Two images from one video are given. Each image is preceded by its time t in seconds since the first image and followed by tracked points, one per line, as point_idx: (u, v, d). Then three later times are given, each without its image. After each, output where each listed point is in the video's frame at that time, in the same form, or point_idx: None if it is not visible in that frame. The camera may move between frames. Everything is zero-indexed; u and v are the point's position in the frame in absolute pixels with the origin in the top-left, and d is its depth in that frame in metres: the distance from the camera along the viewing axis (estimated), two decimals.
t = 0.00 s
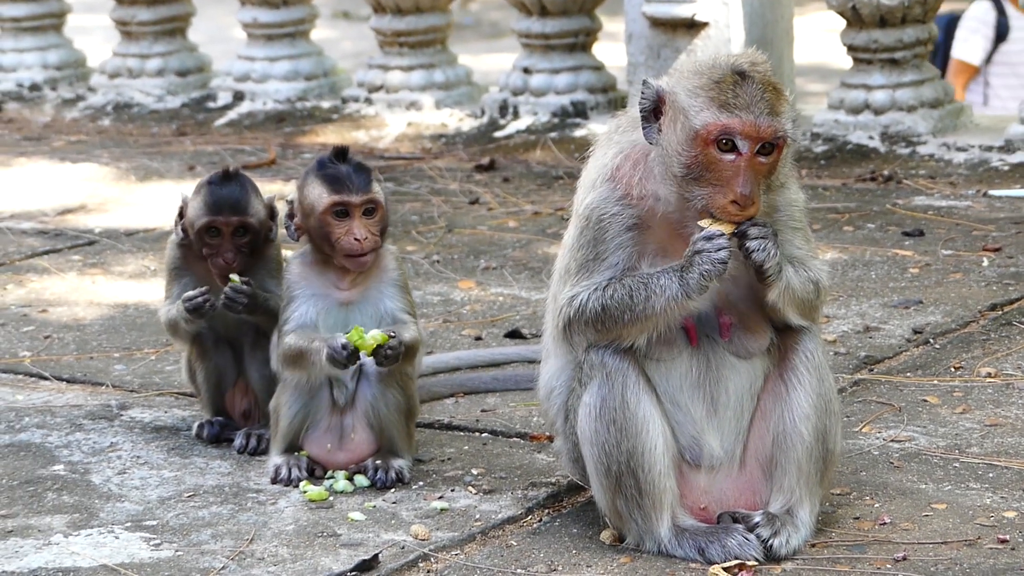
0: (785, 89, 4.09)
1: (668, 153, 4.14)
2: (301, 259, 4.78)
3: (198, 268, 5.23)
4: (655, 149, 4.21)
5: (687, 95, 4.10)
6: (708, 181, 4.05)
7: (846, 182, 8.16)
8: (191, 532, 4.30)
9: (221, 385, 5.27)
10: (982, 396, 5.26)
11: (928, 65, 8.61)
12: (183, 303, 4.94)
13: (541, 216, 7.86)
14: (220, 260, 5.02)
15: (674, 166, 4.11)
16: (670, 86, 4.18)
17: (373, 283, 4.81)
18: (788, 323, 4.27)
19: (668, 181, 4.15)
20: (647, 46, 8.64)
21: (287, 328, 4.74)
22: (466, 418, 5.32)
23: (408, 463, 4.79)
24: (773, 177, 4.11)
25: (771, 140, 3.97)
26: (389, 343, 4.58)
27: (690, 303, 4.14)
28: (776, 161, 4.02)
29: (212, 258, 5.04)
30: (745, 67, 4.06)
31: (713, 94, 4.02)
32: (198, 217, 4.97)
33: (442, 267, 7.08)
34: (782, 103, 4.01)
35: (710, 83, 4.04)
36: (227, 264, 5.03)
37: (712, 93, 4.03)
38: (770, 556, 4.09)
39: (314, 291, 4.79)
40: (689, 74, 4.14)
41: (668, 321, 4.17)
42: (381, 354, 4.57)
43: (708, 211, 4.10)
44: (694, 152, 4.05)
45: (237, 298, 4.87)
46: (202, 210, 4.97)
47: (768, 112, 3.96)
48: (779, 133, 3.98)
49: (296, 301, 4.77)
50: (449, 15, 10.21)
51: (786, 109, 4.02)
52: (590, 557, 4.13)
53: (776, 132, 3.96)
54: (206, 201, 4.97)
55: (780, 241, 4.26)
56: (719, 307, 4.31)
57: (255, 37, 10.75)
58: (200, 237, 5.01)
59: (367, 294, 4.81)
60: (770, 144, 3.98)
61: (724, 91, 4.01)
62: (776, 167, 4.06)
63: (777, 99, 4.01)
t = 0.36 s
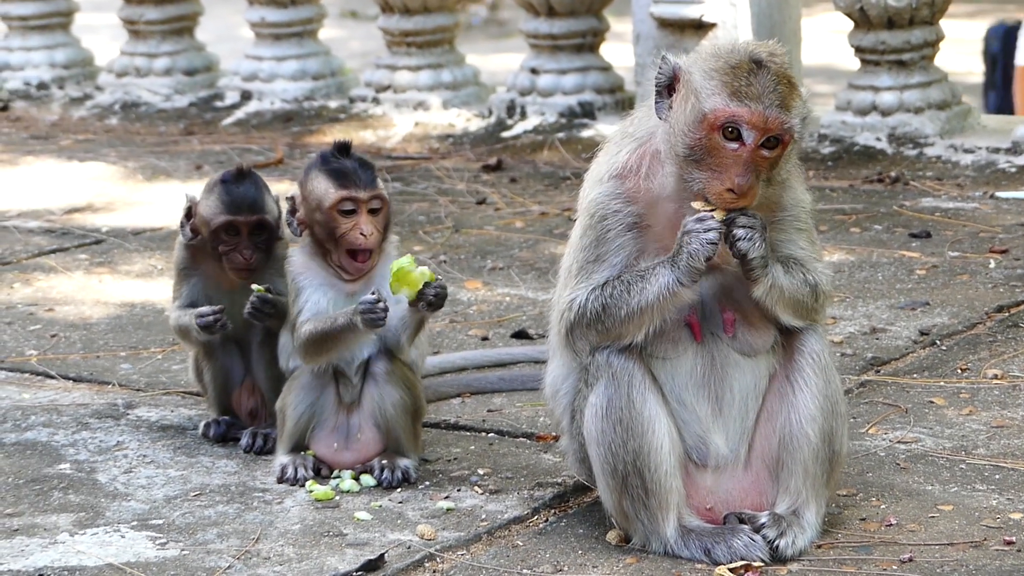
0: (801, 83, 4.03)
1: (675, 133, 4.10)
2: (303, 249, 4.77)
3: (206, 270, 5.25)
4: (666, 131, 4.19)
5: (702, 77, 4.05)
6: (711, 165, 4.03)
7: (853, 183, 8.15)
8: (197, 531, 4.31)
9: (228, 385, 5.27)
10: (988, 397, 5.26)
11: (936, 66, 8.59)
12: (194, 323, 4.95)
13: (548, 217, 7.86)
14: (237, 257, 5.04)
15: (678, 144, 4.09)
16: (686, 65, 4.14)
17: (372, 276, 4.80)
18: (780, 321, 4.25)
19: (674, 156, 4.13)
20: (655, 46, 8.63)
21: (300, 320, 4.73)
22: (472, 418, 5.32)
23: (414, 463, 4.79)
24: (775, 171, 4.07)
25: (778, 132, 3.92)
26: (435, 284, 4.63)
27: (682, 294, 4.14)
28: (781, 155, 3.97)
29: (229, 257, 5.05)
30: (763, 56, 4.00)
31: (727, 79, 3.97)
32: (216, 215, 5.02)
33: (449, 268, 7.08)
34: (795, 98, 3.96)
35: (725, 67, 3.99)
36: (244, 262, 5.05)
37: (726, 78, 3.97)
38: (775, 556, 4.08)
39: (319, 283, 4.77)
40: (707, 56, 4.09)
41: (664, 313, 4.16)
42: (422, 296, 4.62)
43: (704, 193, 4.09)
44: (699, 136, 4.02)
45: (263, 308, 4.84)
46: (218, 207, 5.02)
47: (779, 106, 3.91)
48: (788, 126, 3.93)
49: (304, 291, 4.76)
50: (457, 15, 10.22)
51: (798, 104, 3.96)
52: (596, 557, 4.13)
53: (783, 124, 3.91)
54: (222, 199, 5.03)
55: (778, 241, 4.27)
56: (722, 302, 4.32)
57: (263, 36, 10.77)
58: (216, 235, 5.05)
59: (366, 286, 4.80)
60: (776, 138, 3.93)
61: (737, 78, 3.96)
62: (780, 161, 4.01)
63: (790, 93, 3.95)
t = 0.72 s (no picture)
0: (792, 81, 4.05)
1: (664, 125, 4.11)
2: (306, 250, 4.79)
3: (203, 269, 5.25)
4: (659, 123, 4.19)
5: (694, 71, 4.06)
6: (697, 158, 4.03)
7: (854, 188, 8.15)
8: (196, 534, 4.31)
9: (228, 387, 5.28)
10: (987, 403, 5.26)
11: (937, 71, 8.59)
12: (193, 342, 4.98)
13: (549, 220, 7.87)
14: (235, 248, 5.04)
15: (667, 137, 4.09)
16: (681, 60, 4.16)
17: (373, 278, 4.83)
18: (781, 319, 4.26)
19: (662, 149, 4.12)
20: (657, 50, 8.63)
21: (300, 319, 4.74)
22: (472, 422, 5.32)
23: (414, 466, 4.79)
24: (764, 172, 4.06)
25: (763, 129, 3.95)
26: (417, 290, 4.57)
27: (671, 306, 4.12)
28: (768, 151, 4.00)
29: (227, 248, 5.05)
30: (757, 52, 4.01)
31: (717, 72, 3.98)
32: (211, 206, 5.05)
33: (450, 271, 7.09)
34: (784, 95, 3.98)
35: (717, 61, 4.01)
36: (241, 252, 5.04)
37: (716, 71, 3.99)
38: (774, 560, 4.09)
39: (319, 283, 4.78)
40: (702, 51, 4.11)
41: (655, 322, 4.15)
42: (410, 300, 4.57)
43: (688, 189, 4.08)
44: (686, 127, 4.03)
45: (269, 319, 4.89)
46: (213, 198, 5.05)
47: (767, 103, 3.93)
48: (774, 124, 3.95)
49: (305, 291, 4.77)
50: (459, 18, 10.23)
51: (788, 101, 3.99)
52: (595, 562, 4.13)
53: (768, 120, 3.94)
54: (216, 190, 5.06)
55: (778, 236, 4.27)
56: (721, 300, 4.31)
57: (265, 39, 10.78)
58: (211, 227, 5.07)
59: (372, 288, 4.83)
60: (762, 133, 3.96)
61: (728, 73, 3.97)
62: (768, 157, 4.02)
63: (779, 90, 3.97)
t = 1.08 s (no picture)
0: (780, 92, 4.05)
1: (660, 154, 4.12)
2: (305, 263, 4.81)
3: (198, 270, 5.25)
4: (653, 145, 4.18)
5: (683, 97, 4.06)
6: (697, 188, 4.05)
7: (854, 192, 8.15)
8: (196, 537, 4.31)
9: (227, 390, 5.29)
10: (987, 407, 5.26)
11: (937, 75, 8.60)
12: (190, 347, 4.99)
13: (549, 223, 7.87)
14: (220, 242, 5.03)
15: (665, 169, 4.09)
16: (668, 84, 4.15)
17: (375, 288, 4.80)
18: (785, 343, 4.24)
19: (660, 184, 4.12)
20: (656, 54, 8.62)
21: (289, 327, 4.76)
22: (472, 425, 5.32)
23: (414, 468, 4.79)
24: (765, 184, 4.08)
25: (761, 156, 3.95)
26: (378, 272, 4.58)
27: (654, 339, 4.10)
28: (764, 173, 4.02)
29: (213, 243, 5.04)
30: (742, 68, 4.01)
31: (706, 101, 3.98)
32: (199, 200, 5.06)
33: (449, 274, 7.09)
34: (774, 114, 3.97)
35: (703, 87, 4.00)
36: (226, 247, 5.03)
37: (705, 99, 3.99)
38: (774, 564, 4.09)
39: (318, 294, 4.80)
40: (687, 74, 4.10)
41: (642, 348, 4.13)
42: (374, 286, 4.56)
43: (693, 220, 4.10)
44: (681, 159, 4.04)
45: (267, 325, 4.92)
46: (202, 193, 5.06)
47: (760, 127, 3.94)
48: (770, 148, 3.96)
49: (300, 302, 4.79)
50: (459, 21, 10.23)
51: (779, 117, 3.98)
52: (595, 565, 4.13)
53: (764, 148, 3.94)
54: (205, 186, 5.07)
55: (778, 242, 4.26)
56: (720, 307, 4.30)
57: (264, 42, 10.78)
58: (200, 221, 5.07)
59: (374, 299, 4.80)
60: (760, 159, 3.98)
61: (716, 100, 3.97)
62: (765, 175, 4.03)
63: (770, 108, 3.97)
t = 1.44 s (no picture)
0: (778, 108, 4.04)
1: (665, 180, 4.09)
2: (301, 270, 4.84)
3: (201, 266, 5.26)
4: (656, 165, 4.17)
5: (681, 121, 4.05)
6: (708, 209, 4.01)
7: (853, 195, 8.15)
8: (194, 537, 4.30)
9: (226, 391, 5.28)
10: (985, 410, 5.26)
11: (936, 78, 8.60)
12: (189, 346, 4.99)
13: (547, 225, 7.87)
14: (211, 230, 5.04)
15: (672, 194, 4.07)
16: (665, 110, 4.14)
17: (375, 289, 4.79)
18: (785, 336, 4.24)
19: (670, 209, 4.09)
20: (655, 56, 8.62)
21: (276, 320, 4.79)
22: (470, 426, 5.32)
23: (412, 470, 4.79)
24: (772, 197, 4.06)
25: (767, 166, 3.92)
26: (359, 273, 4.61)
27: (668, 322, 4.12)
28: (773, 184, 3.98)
29: (204, 231, 5.06)
30: (737, 87, 4.02)
31: (705, 121, 3.97)
32: (196, 190, 5.09)
33: (448, 275, 7.09)
34: (775, 125, 3.96)
35: (701, 108, 4.00)
36: (217, 235, 5.04)
37: (704, 119, 3.98)
38: (772, 566, 4.09)
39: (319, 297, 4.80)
40: (682, 99, 4.09)
41: (653, 335, 4.14)
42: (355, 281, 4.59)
43: (711, 240, 4.06)
44: (688, 181, 4.01)
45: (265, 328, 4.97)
46: (201, 183, 5.10)
47: (763, 139, 3.91)
48: (775, 159, 3.92)
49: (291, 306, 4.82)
50: (458, 23, 10.23)
51: (780, 129, 3.96)
52: (593, 567, 4.12)
53: (770, 157, 3.91)
54: (206, 177, 5.11)
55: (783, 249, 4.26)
56: (723, 315, 4.30)
57: (263, 43, 10.78)
58: (195, 210, 5.10)
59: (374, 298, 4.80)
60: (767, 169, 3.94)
61: (715, 117, 3.96)
62: (772, 188, 4.00)
63: (770, 121, 3.95)
